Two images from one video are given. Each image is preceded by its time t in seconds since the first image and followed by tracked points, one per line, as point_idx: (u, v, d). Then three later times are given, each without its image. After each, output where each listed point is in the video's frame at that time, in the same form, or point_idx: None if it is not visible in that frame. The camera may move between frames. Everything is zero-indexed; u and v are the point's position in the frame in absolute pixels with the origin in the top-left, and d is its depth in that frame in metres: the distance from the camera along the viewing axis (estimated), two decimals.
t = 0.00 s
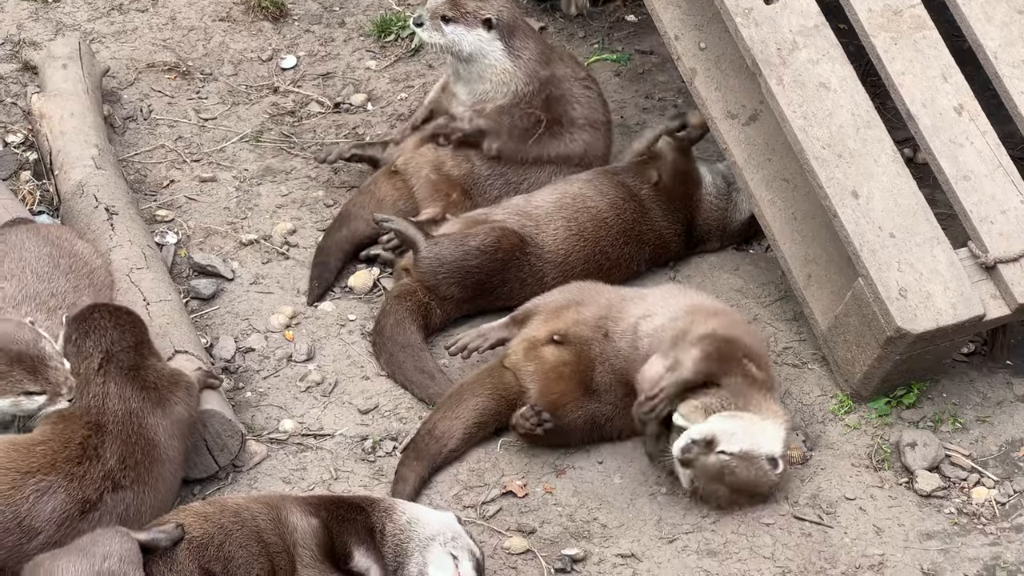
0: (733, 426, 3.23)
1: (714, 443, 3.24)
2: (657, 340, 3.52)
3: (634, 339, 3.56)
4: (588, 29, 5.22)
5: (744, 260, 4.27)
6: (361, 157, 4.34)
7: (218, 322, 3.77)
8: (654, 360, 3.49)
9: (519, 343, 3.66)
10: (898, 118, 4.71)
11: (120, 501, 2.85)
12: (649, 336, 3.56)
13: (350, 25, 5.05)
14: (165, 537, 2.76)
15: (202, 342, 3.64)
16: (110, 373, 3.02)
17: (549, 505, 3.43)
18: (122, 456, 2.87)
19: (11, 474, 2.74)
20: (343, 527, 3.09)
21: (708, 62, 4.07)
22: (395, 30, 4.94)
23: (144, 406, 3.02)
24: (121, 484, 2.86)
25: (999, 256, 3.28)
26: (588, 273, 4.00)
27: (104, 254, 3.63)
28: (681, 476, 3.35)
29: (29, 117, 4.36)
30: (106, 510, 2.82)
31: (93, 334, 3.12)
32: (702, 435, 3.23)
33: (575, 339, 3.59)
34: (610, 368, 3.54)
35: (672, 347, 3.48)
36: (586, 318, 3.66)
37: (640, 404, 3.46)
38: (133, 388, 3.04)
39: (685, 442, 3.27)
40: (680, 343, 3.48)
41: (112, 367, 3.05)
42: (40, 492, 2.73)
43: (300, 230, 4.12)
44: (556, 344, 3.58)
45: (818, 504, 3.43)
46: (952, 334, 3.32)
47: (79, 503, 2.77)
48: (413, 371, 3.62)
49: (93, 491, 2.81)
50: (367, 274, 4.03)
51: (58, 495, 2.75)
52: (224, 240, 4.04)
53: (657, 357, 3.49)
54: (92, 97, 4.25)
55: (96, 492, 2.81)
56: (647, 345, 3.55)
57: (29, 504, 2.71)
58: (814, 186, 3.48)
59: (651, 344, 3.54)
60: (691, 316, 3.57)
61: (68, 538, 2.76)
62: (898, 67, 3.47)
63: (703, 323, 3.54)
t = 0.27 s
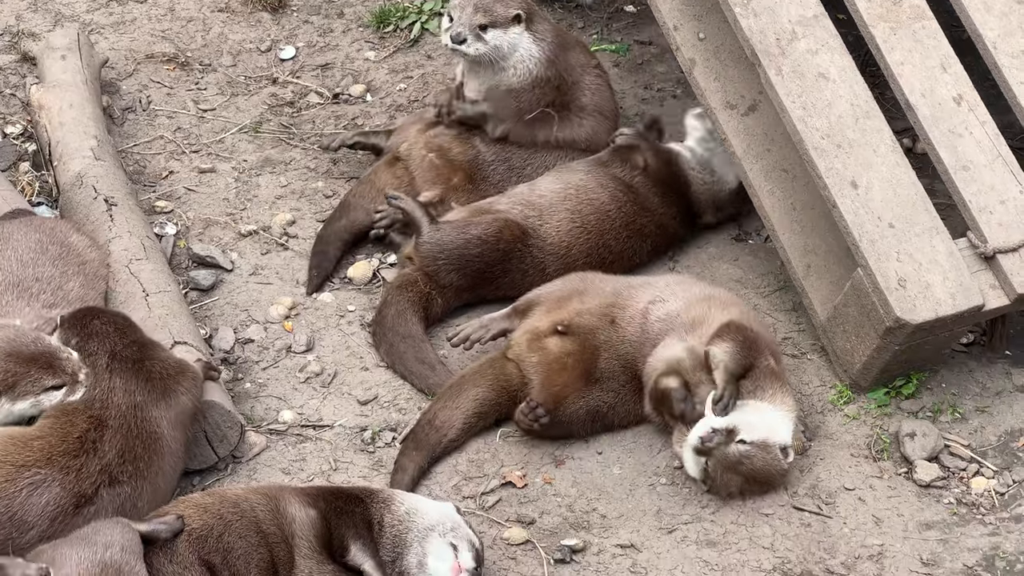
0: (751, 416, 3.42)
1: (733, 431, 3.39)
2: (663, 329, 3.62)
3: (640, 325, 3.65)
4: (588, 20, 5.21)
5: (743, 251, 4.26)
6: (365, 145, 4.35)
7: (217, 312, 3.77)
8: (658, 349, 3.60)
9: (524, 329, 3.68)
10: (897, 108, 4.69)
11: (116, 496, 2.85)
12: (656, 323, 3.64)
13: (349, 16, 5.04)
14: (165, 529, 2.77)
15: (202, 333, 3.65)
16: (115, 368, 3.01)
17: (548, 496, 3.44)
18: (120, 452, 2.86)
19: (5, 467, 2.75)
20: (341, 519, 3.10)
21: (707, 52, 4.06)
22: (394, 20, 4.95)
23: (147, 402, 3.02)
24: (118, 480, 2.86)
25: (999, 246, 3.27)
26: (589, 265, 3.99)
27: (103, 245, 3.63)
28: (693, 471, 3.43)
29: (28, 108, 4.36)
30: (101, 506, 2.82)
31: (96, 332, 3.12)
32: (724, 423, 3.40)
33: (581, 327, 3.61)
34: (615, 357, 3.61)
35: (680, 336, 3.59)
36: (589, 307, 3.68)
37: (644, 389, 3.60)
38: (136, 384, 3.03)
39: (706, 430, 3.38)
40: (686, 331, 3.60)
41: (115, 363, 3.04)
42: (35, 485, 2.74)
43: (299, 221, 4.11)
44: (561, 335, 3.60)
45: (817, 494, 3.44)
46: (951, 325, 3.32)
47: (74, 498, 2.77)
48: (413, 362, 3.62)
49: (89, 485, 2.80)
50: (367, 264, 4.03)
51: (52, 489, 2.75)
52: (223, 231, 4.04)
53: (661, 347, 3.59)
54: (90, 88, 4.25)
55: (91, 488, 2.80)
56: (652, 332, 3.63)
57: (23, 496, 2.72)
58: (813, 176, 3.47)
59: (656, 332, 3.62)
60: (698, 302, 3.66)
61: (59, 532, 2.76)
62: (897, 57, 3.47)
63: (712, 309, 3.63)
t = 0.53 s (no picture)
0: (773, 410, 3.40)
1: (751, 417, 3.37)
2: (662, 314, 3.62)
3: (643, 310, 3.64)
4: (586, 12, 5.20)
5: (741, 242, 4.17)
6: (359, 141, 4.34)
7: (216, 305, 3.77)
8: (661, 333, 3.58)
9: (524, 321, 3.70)
10: (896, 100, 4.68)
11: (129, 497, 2.90)
12: (656, 309, 3.64)
13: (348, 8, 5.03)
14: (161, 521, 2.77)
15: (201, 325, 3.65)
16: (114, 364, 3.02)
17: (547, 488, 3.44)
18: (133, 453, 2.90)
19: (19, 467, 2.75)
20: (340, 511, 3.10)
21: (705, 44, 4.06)
22: (393, 12, 4.93)
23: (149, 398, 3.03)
24: (131, 480, 2.90)
25: (997, 237, 3.27)
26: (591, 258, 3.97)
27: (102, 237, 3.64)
28: (699, 451, 3.42)
29: (26, 100, 4.36)
30: (115, 506, 2.86)
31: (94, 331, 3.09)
32: (745, 407, 3.37)
33: (581, 316, 3.62)
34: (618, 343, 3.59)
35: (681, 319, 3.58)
36: (591, 297, 3.69)
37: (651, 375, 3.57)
38: (143, 382, 3.04)
39: (724, 409, 3.37)
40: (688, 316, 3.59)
41: (118, 361, 3.04)
42: (50, 486, 2.74)
43: (298, 213, 4.11)
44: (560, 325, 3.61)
45: (816, 486, 3.44)
46: (950, 316, 3.32)
47: (91, 501, 2.79)
48: (412, 353, 3.62)
49: (104, 487, 2.83)
50: (366, 256, 4.02)
51: (68, 491, 2.76)
52: (222, 223, 4.04)
53: (664, 331, 3.58)
54: (89, 80, 4.25)
55: (106, 489, 2.84)
56: (654, 317, 3.63)
57: (38, 498, 2.72)
58: (813, 168, 3.47)
59: (659, 317, 3.62)
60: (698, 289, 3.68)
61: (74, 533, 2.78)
62: (896, 48, 3.46)
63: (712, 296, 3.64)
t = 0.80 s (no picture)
0: (795, 418, 3.43)
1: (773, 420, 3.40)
2: (663, 301, 3.66)
3: (646, 298, 3.67)
4: (584, 5, 5.19)
5: (739, 235, 4.16)
6: (357, 133, 4.34)
7: (214, 298, 3.77)
8: (665, 320, 3.61)
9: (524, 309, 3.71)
10: (894, 94, 4.67)
11: (123, 458, 2.91)
12: (657, 296, 3.67)
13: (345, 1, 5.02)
14: (150, 516, 2.78)
15: (198, 318, 3.65)
16: (83, 343, 3.06)
17: (545, 481, 3.44)
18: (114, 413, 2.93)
19: (15, 449, 2.77)
20: (337, 506, 3.11)
21: (703, 38, 4.05)
22: (391, 6, 4.93)
23: (120, 370, 3.06)
24: (121, 441, 2.92)
25: (995, 231, 3.27)
26: (575, 248, 3.94)
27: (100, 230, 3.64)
28: (711, 441, 3.42)
29: (24, 94, 4.36)
30: (114, 471, 2.88)
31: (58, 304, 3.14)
32: (773, 411, 3.39)
33: (581, 304, 3.64)
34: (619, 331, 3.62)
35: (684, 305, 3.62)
36: (591, 288, 3.70)
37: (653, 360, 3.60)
38: (111, 351, 3.09)
39: (751, 408, 3.38)
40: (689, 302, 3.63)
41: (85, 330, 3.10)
42: (45, 463, 2.77)
43: (296, 207, 4.11)
44: (559, 312, 3.63)
45: (814, 479, 3.45)
46: (948, 310, 3.32)
47: (87, 470, 2.82)
48: (409, 347, 3.62)
49: (98, 454, 2.86)
50: (365, 252, 3.99)
51: (64, 468, 2.79)
52: (220, 217, 4.04)
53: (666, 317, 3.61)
54: (87, 74, 4.25)
55: (100, 456, 2.86)
56: (656, 305, 3.65)
57: (37, 478, 2.75)
58: (810, 162, 3.47)
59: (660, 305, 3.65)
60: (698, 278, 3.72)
61: (80, 508, 2.81)
62: (894, 42, 3.46)
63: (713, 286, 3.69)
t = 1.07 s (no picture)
0: (798, 409, 3.43)
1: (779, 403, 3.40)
2: (663, 291, 3.68)
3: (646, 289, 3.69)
4: None
5: (736, 230, 4.15)
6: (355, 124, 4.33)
7: (211, 293, 3.77)
8: (666, 310, 3.63)
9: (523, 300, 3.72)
10: (891, 88, 4.67)
11: (119, 473, 2.91)
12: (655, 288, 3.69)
13: None
14: (150, 511, 2.78)
15: (196, 313, 3.65)
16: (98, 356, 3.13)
17: (542, 476, 3.45)
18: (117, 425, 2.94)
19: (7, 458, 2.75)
20: (334, 500, 3.11)
21: (701, 32, 4.05)
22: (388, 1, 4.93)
23: (134, 382, 3.15)
24: (119, 455, 2.92)
25: (992, 226, 3.28)
26: (562, 245, 3.95)
27: (97, 224, 3.65)
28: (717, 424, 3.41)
29: (21, 88, 4.35)
30: (108, 483, 2.87)
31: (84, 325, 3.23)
32: (778, 391, 3.40)
33: (578, 294, 3.66)
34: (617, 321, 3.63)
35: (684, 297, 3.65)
36: (590, 280, 3.71)
37: (650, 350, 3.62)
38: (119, 372, 3.12)
39: (756, 386, 3.40)
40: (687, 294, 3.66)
41: (101, 353, 3.16)
42: (37, 474, 2.76)
43: (293, 201, 4.11)
44: (557, 302, 3.64)
45: (811, 473, 3.45)
46: (946, 304, 3.32)
47: (79, 482, 2.80)
48: (405, 342, 3.63)
49: (93, 466, 2.85)
50: (361, 244, 3.99)
51: (56, 477, 2.77)
52: (217, 212, 4.04)
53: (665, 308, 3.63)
54: (84, 68, 4.25)
55: (95, 468, 2.86)
56: (656, 298, 3.66)
57: (28, 488, 2.74)
58: (807, 156, 3.47)
59: (659, 296, 3.67)
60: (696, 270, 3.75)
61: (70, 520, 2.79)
62: (891, 37, 3.46)
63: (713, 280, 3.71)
